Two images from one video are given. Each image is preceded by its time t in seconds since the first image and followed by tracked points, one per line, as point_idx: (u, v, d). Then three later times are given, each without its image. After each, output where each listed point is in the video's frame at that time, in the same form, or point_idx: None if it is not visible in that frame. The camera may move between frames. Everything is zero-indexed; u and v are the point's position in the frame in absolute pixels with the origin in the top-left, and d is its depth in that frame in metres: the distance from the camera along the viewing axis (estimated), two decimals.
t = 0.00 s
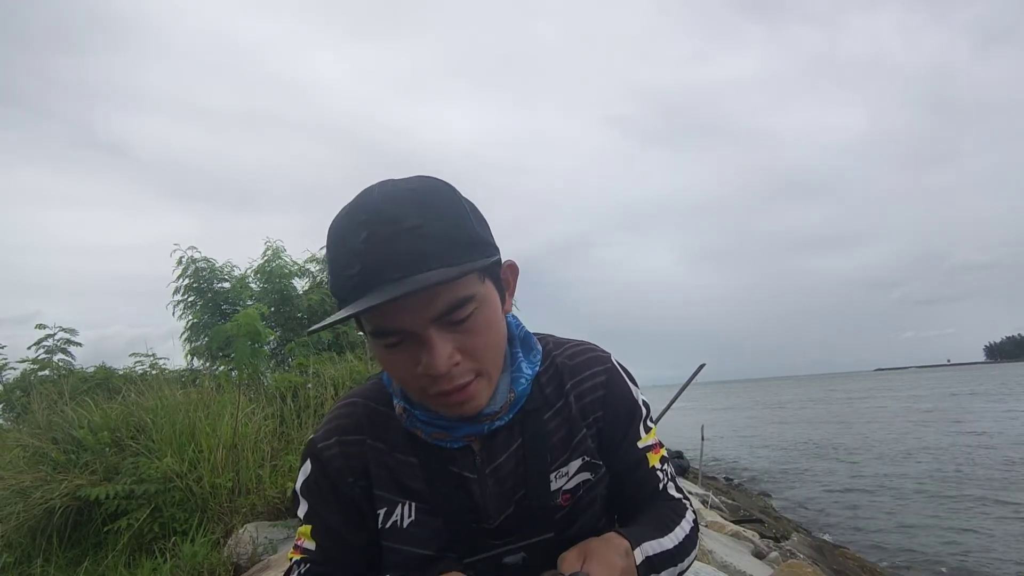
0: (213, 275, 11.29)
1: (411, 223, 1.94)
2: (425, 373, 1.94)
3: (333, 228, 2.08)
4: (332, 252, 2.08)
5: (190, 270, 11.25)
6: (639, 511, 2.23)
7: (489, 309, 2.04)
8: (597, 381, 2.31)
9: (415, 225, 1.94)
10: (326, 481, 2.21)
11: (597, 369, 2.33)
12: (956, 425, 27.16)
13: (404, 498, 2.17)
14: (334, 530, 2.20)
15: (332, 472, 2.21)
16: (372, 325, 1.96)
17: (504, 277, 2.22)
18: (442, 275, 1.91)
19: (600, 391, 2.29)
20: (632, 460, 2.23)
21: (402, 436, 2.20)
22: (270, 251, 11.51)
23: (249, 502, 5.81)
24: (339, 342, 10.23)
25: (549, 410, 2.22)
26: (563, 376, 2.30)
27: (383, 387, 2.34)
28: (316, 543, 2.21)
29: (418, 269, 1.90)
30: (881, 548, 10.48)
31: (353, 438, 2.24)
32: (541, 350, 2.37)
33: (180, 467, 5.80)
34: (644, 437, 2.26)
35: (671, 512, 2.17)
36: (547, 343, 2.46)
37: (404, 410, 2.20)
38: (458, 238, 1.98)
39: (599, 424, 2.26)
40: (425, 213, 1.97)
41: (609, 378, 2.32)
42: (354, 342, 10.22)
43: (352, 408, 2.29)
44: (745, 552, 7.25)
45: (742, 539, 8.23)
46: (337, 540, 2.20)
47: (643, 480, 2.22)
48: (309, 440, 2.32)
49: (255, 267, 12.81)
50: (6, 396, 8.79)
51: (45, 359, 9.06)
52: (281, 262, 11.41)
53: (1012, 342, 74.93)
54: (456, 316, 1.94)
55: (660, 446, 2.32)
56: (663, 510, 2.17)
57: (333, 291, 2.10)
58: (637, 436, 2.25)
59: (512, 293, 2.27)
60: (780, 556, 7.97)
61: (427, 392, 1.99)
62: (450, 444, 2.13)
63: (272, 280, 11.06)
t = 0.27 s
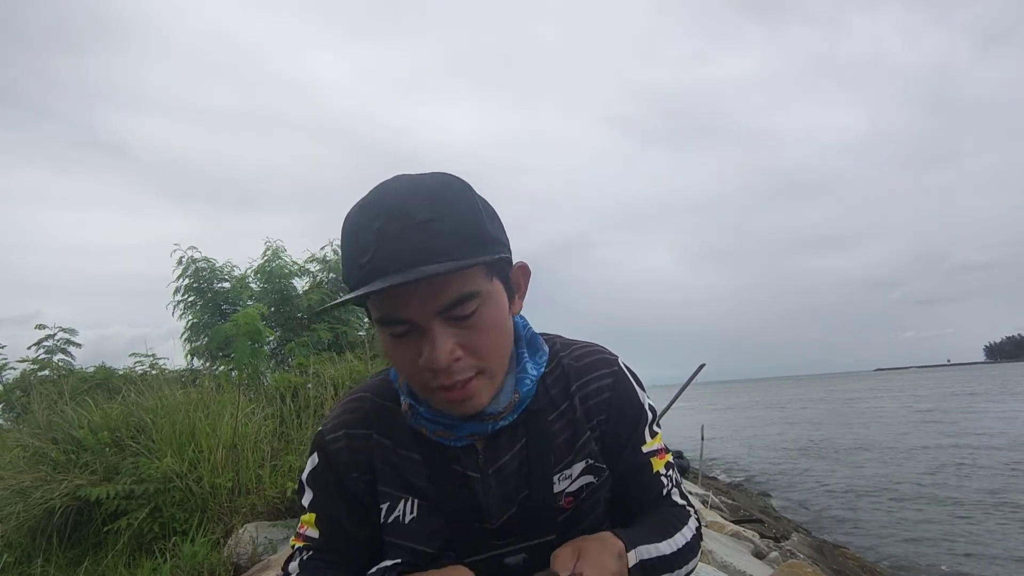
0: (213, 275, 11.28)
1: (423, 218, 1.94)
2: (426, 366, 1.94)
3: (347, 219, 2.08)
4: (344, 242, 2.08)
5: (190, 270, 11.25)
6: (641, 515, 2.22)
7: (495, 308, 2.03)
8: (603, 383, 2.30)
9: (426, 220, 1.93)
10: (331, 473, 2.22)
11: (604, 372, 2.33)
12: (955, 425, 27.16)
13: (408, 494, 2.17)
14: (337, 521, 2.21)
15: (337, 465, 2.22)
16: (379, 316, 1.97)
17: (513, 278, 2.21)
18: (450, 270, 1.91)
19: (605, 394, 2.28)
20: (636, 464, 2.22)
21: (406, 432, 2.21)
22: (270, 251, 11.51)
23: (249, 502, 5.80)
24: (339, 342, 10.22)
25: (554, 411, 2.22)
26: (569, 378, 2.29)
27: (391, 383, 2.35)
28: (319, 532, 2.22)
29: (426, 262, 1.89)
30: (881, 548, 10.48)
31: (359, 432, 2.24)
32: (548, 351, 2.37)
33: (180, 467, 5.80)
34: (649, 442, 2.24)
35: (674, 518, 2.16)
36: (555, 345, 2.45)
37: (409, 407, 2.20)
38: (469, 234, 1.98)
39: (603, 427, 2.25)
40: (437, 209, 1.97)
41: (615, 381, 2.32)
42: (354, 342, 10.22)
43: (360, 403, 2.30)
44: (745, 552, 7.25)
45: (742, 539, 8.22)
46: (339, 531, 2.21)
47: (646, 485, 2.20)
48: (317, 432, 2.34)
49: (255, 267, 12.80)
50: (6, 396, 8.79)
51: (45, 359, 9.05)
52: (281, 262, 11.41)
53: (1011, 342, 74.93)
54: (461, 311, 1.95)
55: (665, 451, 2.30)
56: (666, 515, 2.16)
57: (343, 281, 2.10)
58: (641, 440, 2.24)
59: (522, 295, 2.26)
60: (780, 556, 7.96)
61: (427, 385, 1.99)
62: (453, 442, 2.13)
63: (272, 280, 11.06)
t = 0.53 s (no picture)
0: (213, 275, 11.28)
1: (446, 176, 2.07)
2: (396, 305, 2.02)
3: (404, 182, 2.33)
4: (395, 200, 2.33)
5: (190, 270, 11.25)
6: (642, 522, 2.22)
7: (481, 277, 2.04)
8: (611, 387, 2.30)
9: (449, 177, 2.06)
10: (333, 449, 2.18)
11: (611, 376, 2.33)
12: (955, 425, 27.18)
13: (411, 482, 2.17)
14: (334, 494, 2.14)
15: (340, 442, 2.18)
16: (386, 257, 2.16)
17: (526, 272, 2.21)
18: (446, 216, 2.02)
19: (612, 397, 2.28)
20: (639, 471, 2.22)
21: (414, 421, 2.20)
22: (270, 251, 11.51)
23: (249, 502, 5.80)
24: (339, 342, 10.23)
25: (560, 412, 2.23)
26: (576, 380, 2.30)
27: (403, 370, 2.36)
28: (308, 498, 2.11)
29: (428, 206, 2.03)
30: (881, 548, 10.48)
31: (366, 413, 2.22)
32: (557, 350, 2.38)
33: (180, 467, 5.81)
34: (654, 450, 2.23)
35: (674, 527, 2.15)
36: (564, 345, 2.46)
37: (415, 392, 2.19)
38: (481, 200, 2.05)
39: (608, 430, 2.25)
40: (461, 174, 2.08)
41: (622, 385, 2.32)
42: (354, 342, 10.22)
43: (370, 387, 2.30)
44: (745, 552, 7.24)
45: (742, 539, 8.23)
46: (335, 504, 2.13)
47: (648, 493, 2.21)
48: (323, 411, 2.32)
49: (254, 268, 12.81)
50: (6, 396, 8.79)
51: (45, 359, 9.06)
52: (282, 262, 11.41)
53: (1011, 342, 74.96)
54: (443, 261, 2.03)
55: (669, 460, 2.29)
56: (666, 523, 2.16)
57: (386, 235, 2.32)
58: (645, 447, 2.24)
59: (535, 292, 2.24)
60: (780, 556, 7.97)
61: (397, 330, 2.05)
62: (455, 433, 2.12)
63: (272, 280, 11.06)
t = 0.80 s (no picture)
0: (214, 275, 11.28)
1: (469, 174, 2.08)
2: (410, 299, 2.03)
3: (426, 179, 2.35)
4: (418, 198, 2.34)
5: (190, 270, 11.24)
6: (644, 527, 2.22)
7: (495, 276, 2.04)
8: (619, 390, 2.30)
9: (471, 175, 2.07)
10: (342, 435, 2.17)
11: (620, 379, 2.33)
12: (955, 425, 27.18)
13: (418, 476, 2.15)
14: (341, 482, 2.13)
15: (348, 429, 2.18)
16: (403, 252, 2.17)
17: (541, 275, 2.20)
18: (465, 213, 2.04)
19: (619, 400, 2.28)
20: (643, 475, 2.22)
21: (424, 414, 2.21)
22: (270, 251, 11.51)
23: (249, 502, 5.79)
24: (339, 342, 10.23)
25: (568, 413, 2.23)
26: (585, 382, 2.31)
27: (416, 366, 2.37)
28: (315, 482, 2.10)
29: (448, 202, 2.04)
30: (880, 548, 10.49)
31: (377, 404, 2.22)
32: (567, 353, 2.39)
33: (180, 467, 5.81)
34: (658, 456, 2.24)
35: (675, 534, 2.15)
36: (574, 348, 2.46)
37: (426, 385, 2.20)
38: (502, 200, 2.05)
39: (615, 433, 2.25)
40: (483, 173, 2.08)
41: (630, 389, 2.32)
42: (354, 342, 10.22)
43: (381, 380, 2.30)
44: (745, 552, 7.25)
45: (742, 539, 8.23)
46: (342, 492, 2.13)
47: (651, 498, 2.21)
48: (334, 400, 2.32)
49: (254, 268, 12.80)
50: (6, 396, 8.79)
51: (45, 359, 9.06)
52: (282, 262, 11.41)
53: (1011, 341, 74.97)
54: (459, 257, 2.03)
55: (673, 467, 2.29)
56: (668, 530, 2.15)
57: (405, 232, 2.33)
58: (649, 452, 2.24)
59: (549, 295, 2.23)
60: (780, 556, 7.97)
61: (410, 324, 2.06)
62: (463, 428, 2.12)
63: (272, 280, 11.06)
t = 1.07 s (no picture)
0: (214, 275, 11.28)
1: (479, 175, 2.08)
2: (418, 298, 2.04)
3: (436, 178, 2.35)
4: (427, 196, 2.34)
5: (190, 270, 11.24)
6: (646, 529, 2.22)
7: (504, 276, 2.04)
8: (622, 391, 2.30)
9: (481, 176, 2.07)
10: (352, 455, 2.21)
11: (623, 380, 2.33)
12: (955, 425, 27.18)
13: (422, 482, 2.16)
14: (353, 503, 2.17)
15: (357, 446, 2.22)
16: (411, 251, 2.18)
17: (550, 276, 2.20)
18: (475, 213, 2.04)
19: (622, 401, 2.27)
20: (645, 477, 2.22)
21: (427, 418, 2.22)
22: (270, 251, 11.51)
23: (249, 502, 5.79)
24: (339, 342, 10.24)
25: (571, 414, 2.23)
26: (588, 383, 2.31)
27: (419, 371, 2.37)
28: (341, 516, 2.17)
29: (458, 203, 2.04)
30: (881, 548, 10.49)
31: (382, 416, 2.25)
32: (572, 353, 2.38)
33: (181, 467, 5.81)
34: (660, 457, 2.24)
35: (677, 535, 2.14)
36: (578, 349, 2.46)
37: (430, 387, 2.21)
38: (512, 201, 2.05)
39: (618, 434, 2.25)
40: (494, 174, 2.09)
41: (634, 390, 2.31)
42: (354, 342, 10.23)
43: (384, 389, 2.32)
44: (745, 553, 7.24)
45: (742, 539, 8.24)
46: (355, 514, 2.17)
47: (653, 499, 2.21)
48: (341, 415, 2.35)
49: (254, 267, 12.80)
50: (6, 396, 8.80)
51: (45, 359, 9.06)
52: (282, 262, 11.41)
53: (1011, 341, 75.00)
54: (467, 257, 2.03)
55: (676, 469, 2.28)
56: (670, 532, 2.15)
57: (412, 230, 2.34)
58: (652, 453, 2.24)
59: (556, 296, 2.23)
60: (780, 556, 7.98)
61: (417, 323, 2.06)
62: (467, 430, 2.13)
63: (272, 280, 11.06)
